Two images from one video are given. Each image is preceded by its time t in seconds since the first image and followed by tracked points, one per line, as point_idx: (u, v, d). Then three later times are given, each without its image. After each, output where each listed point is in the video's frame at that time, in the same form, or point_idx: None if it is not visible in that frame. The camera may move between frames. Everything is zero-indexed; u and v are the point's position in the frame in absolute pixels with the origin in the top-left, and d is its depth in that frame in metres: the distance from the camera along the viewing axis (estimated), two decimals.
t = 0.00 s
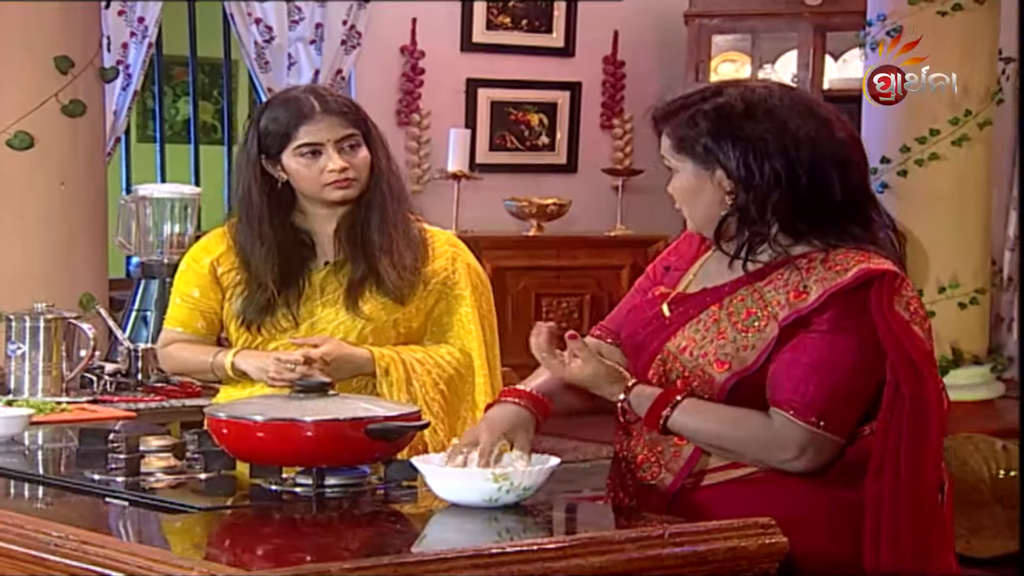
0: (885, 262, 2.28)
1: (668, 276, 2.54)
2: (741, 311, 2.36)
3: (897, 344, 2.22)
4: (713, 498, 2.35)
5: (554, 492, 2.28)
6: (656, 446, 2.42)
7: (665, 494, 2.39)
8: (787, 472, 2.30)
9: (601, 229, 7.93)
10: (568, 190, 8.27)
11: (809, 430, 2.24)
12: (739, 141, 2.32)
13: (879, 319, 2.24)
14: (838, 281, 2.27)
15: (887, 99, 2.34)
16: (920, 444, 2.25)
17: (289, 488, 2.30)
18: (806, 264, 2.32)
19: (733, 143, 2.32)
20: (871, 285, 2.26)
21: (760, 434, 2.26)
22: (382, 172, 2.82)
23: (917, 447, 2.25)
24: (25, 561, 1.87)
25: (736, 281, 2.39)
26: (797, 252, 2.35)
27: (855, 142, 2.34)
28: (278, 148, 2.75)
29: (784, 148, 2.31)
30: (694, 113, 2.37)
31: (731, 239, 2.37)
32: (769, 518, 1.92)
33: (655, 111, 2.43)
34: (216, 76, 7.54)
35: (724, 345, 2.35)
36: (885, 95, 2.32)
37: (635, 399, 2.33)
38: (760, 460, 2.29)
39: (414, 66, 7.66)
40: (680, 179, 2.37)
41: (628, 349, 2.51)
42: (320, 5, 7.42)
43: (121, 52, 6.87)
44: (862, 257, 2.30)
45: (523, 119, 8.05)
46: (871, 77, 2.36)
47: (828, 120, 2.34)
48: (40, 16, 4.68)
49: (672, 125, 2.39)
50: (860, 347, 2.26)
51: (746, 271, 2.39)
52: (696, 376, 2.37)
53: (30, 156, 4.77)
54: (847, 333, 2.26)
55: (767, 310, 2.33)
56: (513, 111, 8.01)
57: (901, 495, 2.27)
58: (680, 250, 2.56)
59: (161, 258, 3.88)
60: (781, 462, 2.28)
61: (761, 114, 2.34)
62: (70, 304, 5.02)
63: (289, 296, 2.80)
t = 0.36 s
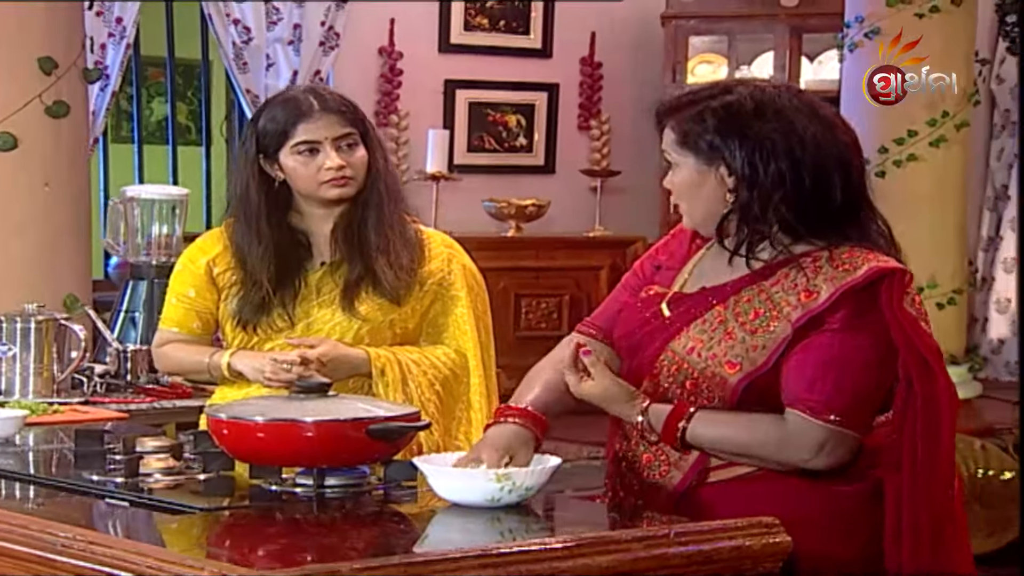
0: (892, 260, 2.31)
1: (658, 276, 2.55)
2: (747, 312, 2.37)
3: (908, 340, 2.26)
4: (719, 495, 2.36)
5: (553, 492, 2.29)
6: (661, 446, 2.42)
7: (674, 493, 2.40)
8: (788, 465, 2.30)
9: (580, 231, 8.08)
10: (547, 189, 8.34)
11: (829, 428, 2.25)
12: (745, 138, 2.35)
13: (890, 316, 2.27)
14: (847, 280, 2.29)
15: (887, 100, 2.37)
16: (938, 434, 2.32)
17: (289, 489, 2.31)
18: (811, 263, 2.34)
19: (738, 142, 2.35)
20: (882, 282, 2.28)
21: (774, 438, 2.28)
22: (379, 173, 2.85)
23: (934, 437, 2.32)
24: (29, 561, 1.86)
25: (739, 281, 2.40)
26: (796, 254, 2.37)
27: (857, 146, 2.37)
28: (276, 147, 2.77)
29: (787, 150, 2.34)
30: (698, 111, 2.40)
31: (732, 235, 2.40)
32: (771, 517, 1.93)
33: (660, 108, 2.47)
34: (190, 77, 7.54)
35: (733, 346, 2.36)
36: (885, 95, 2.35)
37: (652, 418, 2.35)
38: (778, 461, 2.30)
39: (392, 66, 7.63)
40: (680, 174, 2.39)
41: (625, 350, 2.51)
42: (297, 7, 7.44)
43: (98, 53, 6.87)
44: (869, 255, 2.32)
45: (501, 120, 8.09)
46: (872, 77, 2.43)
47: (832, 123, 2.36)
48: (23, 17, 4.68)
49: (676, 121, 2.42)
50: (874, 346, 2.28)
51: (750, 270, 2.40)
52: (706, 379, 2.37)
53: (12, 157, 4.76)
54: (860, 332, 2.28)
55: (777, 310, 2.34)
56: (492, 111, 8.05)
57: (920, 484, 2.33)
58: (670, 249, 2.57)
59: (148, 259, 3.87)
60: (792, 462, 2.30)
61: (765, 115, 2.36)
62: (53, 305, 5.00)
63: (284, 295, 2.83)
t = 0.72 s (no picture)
0: (886, 256, 2.33)
1: (642, 273, 2.58)
2: (741, 306, 2.38)
3: (904, 331, 2.27)
4: (717, 491, 2.38)
5: (550, 492, 2.31)
6: (654, 440, 2.44)
7: (657, 487, 2.42)
8: (790, 454, 2.32)
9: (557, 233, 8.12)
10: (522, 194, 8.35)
11: (827, 413, 2.27)
12: (730, 134, 2.38)
13: (885, 308, 2.28)
14: (844, 274, 2.31)
15: (886, 100, 2.44)
16: (932, 428, 2.32)
17: (288, 492, 2.32)
18: (802, 259, 2.37)
19: (722, 140, 2.38)
20: (877, 277, 2.30)
21: (783, 419, 2.28)
22: (373, 176, 2.89)
23: (929, 430, 2.32)
24: (36, 563, 1.87)
25: (729, 278, 2.42)
26: (783, 249, 2.41)
27: (837, 145, 2.41)
28: (271, 150, 2.81)
29: (771, 147, 2.37)
30: (681, 110, 2.43)
31: (715, 231, 2.43)
32: (775, 519, 1.95)
33: (643, 106, 2.49)
34: (163, 80, 7.44)
35: (727, 338, 2.37)
36: (884, 94, 2.44)
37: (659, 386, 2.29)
38: (781, 449, 2.31)
39: (368, 69, 7.71)
40: (663, 171, 2.42)
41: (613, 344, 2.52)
42: (275, 10, 7.42)
43: (75, 56, 6.84)
44: (860, 252, 2.34)
45: (477, 123, 8.12)
46: (873, 77, 2.49)
47: (813, 122, 2.40)
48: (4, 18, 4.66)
49: (660, 119, 2.44)
50: (866, 338, 2.30)
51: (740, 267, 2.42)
52: (700, 372, 2.38)
53: None
54: (858, 324, 2.30)
55: (770, 305, 2.36)
56: (469, 115, 8.09)
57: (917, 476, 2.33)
58: (651, 246, 2.60)
59: (134, 263, 3.87)
60: (789, 451, 2.32)
61: (749, 113, 2.39)
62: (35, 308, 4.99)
63: (280, 297, 2.87)
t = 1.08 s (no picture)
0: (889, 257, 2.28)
1: (629, 277, 2.47)
2: (745, 309, 2.31)
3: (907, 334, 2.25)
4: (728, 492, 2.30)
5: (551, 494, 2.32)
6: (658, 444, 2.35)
7: (665, 492, 2.34)
8: (809, 454, 2.26)
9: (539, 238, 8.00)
10: (498, 198, 8.30)
11: (842, 416, 2.22)
12: (739, 138, 2.30)
13: (889, 311, 2.25)
14: (849, 276, 2.26)
15: (887, 100, 2.42)
16: (933, 425, 2.31)
17: (290, 494, 2.33)
18: (805, 261, 2.31)
19: (733, 142, 2.30)
20: (882, 279, 2.25)
21: (802, 425, 2.22)
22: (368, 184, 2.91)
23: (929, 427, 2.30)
24: (42, 565, 1.88)
25: (730, 280, 2.34)
26: (784, 252, 2.33)
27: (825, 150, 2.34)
28: (267, 163, 2.82)
29: (778, 149, 2.31)
30: (673, 117, 2.33)
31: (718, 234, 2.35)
32: (779, 521, 1.97)
33: (631, 115, 2.37)
34: (142, 84, 7.54)
35: (734, 342, 2.30)
36: (885, 94, 2.42)
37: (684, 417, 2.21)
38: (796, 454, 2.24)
39: (346, 73, 7.72)
40: (663, 182, 2.32)
41: (607, 353, 2.42)
42: (252, 13, 7.39)
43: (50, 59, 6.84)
44: (862, 254, 2.29)
45: (453, 127, 8.14)
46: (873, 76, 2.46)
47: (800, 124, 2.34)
48: None
49: (653, 127, 2.34)
50: (873, 340, 2.25)
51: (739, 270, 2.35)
52: (707, 375, 2.31)
53: None
54: (866, 326, 2.25)
55: (776, 307, 2.29)
56: (446, 119, 8.11)
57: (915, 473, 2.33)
58: (638, 251, 2.48)
59: (122, 266, 3.88)
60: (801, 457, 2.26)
61: (747, 117, 2.31)
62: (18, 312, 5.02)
63: (277, 302, 2.89)
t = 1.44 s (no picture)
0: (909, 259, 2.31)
1: (637, 281, 2.48)
2: (765, 310, 2.32)
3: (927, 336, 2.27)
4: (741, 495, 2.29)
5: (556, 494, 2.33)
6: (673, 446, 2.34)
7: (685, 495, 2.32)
8: (828, 456, 2.26)
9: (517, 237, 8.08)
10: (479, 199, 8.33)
11: (863, 416, 2.24)
12: (795, 142, 2.31)
13: (910, 313, 2.27)
14: (871, 277, 2.28)
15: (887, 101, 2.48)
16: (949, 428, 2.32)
17: (297, 495, 2.33)
18: (825, 264, 2.31)
19: (788, 144, 2.31)
20: (904, 280, 2.27)
21: (815, 428, 2.23)
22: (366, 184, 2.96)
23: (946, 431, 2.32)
24: (57, 566, 1.88)
25: (748, 281, 2.35)
26: (807, 254, 2.33)
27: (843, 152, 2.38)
28: (266, 157, 2.88)
29: (823, 148, 2.33)
30: (719, 121, 2.29)
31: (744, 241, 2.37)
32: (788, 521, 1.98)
33: (671, 119, 2.31)
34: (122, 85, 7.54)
35: (756, 342, 2.30)
36: (886, 94, 2.48)
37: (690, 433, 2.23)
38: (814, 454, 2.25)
39: (326, 74, 7.77)
40: (711, 191, 2.29)
41: (621, 355, 2.42)
42: (233, 14, 7.39)
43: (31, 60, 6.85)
44: (884, 256, 2.31)
45: (434, 128, 8.14)
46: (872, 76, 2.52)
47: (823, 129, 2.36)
48: None
49: (701, 133, 2.28)
50: (897, 341, 2.26)
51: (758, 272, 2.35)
52: (728, 375, 2.32)
53: None
54: (889, 327, 2.26)
55: (797, 308, 2.30)
56: (426, 120, 8.12)
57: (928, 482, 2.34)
58: (645, 256, 2.49)
59: (116, 267, 3.87)
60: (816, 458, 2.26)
61: (793, 117, 2.32)
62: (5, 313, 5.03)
63: (279, 303, 2.92)
